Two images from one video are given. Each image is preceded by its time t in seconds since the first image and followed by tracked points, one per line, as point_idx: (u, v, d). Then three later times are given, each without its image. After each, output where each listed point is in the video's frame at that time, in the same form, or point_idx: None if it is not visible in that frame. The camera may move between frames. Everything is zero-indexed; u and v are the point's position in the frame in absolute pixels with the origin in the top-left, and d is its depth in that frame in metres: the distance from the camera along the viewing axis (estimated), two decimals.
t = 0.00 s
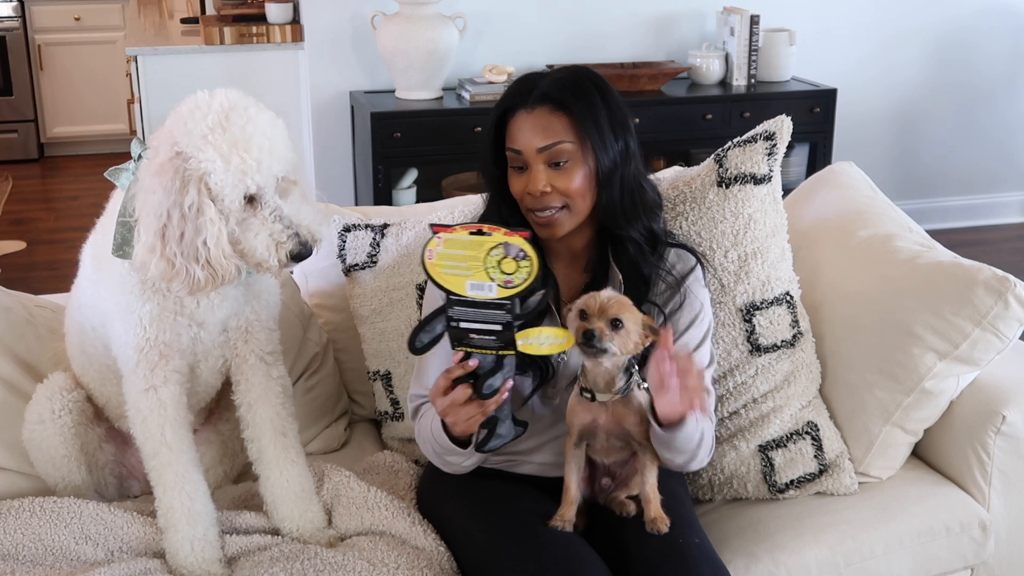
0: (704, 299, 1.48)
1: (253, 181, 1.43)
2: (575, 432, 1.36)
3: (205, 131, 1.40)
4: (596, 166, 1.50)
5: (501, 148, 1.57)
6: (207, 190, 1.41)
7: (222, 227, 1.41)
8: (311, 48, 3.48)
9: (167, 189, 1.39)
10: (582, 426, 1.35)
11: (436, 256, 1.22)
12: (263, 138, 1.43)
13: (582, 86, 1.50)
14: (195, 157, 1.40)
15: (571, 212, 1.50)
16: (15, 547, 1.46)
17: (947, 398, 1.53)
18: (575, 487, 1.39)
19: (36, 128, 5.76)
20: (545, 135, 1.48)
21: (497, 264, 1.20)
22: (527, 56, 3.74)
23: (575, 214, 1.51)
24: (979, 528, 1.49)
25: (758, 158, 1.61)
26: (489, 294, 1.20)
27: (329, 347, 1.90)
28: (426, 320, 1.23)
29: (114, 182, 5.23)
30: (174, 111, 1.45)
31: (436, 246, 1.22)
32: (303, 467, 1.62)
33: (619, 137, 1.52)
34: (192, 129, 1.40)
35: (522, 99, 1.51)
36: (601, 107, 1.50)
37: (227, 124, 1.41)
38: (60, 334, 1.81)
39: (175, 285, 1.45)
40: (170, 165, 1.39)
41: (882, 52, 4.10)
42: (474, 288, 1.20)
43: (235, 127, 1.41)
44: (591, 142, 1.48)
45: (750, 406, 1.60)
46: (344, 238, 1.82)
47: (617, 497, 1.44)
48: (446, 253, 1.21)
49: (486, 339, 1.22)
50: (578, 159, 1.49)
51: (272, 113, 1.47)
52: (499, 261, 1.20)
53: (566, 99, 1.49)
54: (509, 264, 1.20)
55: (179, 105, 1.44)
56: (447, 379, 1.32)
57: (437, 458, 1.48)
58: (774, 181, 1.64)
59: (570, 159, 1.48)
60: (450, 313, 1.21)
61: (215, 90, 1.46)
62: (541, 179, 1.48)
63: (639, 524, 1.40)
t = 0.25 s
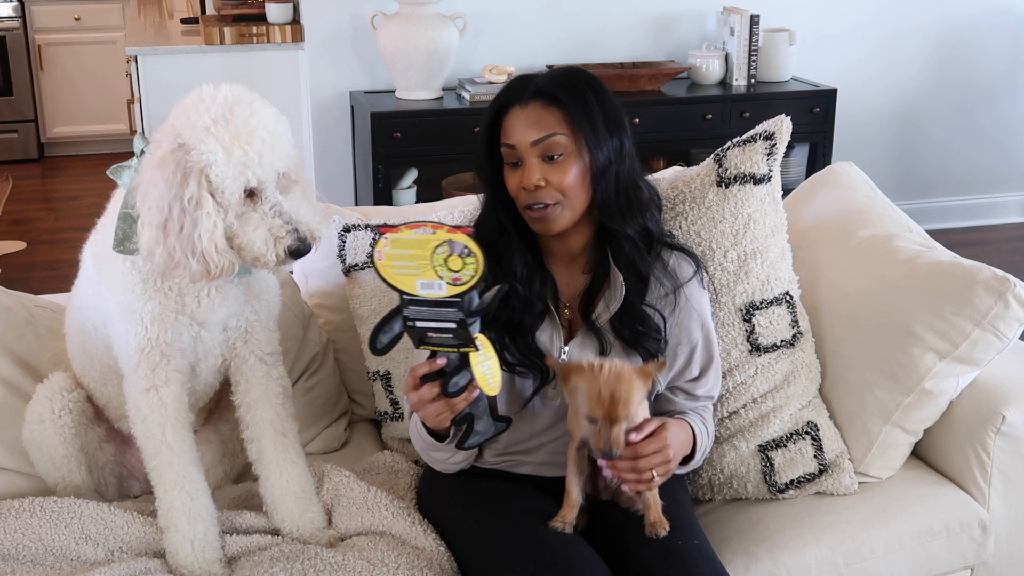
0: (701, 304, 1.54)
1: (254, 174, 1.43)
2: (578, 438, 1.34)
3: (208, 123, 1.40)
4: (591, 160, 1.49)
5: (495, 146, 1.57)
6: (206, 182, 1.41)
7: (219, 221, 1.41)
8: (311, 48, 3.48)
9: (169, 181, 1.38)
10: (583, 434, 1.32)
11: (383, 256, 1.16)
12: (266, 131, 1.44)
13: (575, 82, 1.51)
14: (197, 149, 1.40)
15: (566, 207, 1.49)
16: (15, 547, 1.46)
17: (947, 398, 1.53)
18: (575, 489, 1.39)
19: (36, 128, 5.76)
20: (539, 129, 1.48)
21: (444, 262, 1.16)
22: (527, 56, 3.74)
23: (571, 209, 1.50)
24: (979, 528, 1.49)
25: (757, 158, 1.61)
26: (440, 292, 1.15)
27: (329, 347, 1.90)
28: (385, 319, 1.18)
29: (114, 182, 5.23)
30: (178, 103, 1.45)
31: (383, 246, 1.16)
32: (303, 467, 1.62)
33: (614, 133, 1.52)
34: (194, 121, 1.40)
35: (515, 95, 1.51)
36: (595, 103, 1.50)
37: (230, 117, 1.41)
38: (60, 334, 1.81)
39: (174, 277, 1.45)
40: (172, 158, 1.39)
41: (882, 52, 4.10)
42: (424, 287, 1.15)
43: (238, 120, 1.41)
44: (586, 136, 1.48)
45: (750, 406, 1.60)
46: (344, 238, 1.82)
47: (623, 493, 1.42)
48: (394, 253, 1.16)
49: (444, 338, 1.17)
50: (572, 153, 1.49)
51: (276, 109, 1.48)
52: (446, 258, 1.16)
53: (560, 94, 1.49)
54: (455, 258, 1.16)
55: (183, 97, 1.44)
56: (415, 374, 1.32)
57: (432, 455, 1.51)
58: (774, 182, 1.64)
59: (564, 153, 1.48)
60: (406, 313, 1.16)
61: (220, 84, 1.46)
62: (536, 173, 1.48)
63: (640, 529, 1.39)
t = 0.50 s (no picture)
0: (700, 306, 1.54)
1: (259, 179, 1.43)
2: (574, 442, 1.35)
3: (217, 125, 1.40)
4: (593, 160, 1.50)
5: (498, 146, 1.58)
6: (212, 185, 1.41)
7: (223, 223, 1.41)
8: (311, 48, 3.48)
9: (173, 180, 1.38)
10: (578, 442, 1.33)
11: (360, 256, 1.18)
12: (274, 137, 1.44)
13: (578, 82, 1.51)
14: (205, 150, 1.40)
15: (567, 206, 1.50)
16: (15, 547, 1.46)
17: (947, 398, 1.53)
18: (575, 489, 1.39)
19: (36, 128, 5.76)
20: (541, 129, 1.49)
21: (414, 266, 1.16)
22: (527, 56, 3.74)
23: (572, 209, 1.51)
24: (979, 528, 1.49)
25: (757, 158, 1.61)
26: (411, 295, 1.17)
27: (329, 347, 1.90)
28: (366, 316, 1.23)
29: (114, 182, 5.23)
30: (189, 102, 1.45)
31: (359, 245, 1.17)
32: (303, 467, 1.62)
33: (616, 133, 1.52)
34: (203, 122, 1.41)
35: (519, 94, 1.52)
36: (597, 103, 1.51)
37: (239, 120, 1.41)
38: (60, 334, 1.81)
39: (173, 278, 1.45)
40: (178, 156, 1.39)
41: (882, 52, 4.10)
42: (398, 290, 1.17)
43: (247, 123, 1.41)
44: (588, 136, 1.49)
45: (750, 405, 1.60)
46: (343, 238, 1.83)
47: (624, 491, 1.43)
48: (369, 253, 1.17)
49: (420, 339, 1.21)
50: (574, 152, 1.49)
51: (285, 115, 1.48)
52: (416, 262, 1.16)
53: (562, 94, 1.50)
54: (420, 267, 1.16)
55: (192, 97, 1.44)
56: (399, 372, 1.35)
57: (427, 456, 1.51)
58: (774, 181, 1.64)
59: (567, 152, 1.49)
60: (383, 312, 1.20)
61: (230, 86, 1.46)
62: (537, 173, 1.49)
63: (641, 528, 1.39)
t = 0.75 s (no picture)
0: (700, 307, 1.54)
1: (258, 188, 1.42)
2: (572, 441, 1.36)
3: (220, 132, 1.40)
4: (596, 158, 1.50)
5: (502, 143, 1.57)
6: (210, 192, 1.40)
7: (217, 231, 1.40)
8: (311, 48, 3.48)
9: (172, 185, 1.38)
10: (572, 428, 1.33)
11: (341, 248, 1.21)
12: (277, 148, 1.43)
13: (584, 80, 1.52)
14: (206, 157, 1.40)
15: (570, 204, 1.50)
16: (15, 547, 1.46)
17: (947, 398, 1.53)
18: (575, 489, 1.40)
19: (36, 128, 5.76)
20: (546, 124, 1.49)
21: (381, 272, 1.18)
22: (527, 56, 3.74)
23: (575, 207, 1.50)
24: (979, 528, 1.49)
25: (757, 158, 1.61)
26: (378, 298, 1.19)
27: (329, 347, 1.90)
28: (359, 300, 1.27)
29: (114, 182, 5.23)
30: (196, 105, 1.46)
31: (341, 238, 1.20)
32: (303, 467, 1.62)
33: (620, 134, 1.53)
34: (207, 128, 1.41)
35: (524, 90, 1.52)
36: (602, 102, 1.51)
37: (243, 128, 1.41)
38: (60, 334, 1.81)
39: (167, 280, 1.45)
40: (179, 162, 1.39)
41: (882, 53, 4.10)
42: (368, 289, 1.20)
43: (250, 131, 1.41)
44: (593, 133, 1.49)
45: (750, 406, 1.60)
46: (344, 238, 1.86)
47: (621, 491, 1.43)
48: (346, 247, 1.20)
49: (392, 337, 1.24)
50: (579, 149, 1.50)
51: (291, 125, 1.48)
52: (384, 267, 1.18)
53: (569, 90, 1.50)
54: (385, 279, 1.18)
55: (199, 101, 1.45)
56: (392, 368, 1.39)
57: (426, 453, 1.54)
58: (774, 181, 1.64)
59: (571, 148, 1.49)
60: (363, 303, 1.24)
61: (238, 92, 1.47)
62: (542, 168, 1.49)
63: (641, 528, 1.39)
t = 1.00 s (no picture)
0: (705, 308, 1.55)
1: (248, 185, 1.42)
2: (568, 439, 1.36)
3: (213, 126, 1.40)
4: (608, 153, 1.51)
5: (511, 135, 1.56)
6: (200, 184, 1.41)
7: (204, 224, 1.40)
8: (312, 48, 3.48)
9: (163, 175, 1.39)
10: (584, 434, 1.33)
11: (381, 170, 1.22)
12: (269, 145, 1.43)
13: (597, 76, 1.53)
14: (197, 150, 1.40)
15: (580, 196, 1.49)
16: (15, 547, 1.46)
17: (947, 398, 1.53)
18: (575, 490, 1.39)
19: (36, 128, 5.75)
20: (559, 114, 1.49)
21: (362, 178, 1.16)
22: (527, 56, 3.74)
23: (584, 199, 1.49)
24: (979, 528, 1.49)
25: (758, 158, 1.61)
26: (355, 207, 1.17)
27: (329, 347, 1.90)
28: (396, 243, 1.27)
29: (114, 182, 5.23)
30: (192, 101, 1.46)
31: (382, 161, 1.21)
32: (303, 467, 1.62)
33: (631, 132, 1.53)
34: (202, 122, 1.41)
35: (538, 81, 1.52)
36: (615, 98, 1.52)
37: (236, 123, 1.41)
38: (60, 334, 1.81)
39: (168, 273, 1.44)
40: (172, 153, 1.40)
41: (881, 53, 4.10)
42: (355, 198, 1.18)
43: (242, 127, 1.41)
44: (606, 127, 1.50)
45: (750, 405, 1.60)
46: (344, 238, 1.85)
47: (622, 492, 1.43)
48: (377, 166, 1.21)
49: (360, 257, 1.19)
50: (591, 142, 1.49)
51: (287, 124, 1.48)
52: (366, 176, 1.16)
53: (582, 84, 1.51)
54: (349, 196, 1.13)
55: (196, 97, 1.45)
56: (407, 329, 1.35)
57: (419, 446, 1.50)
58: (774, 182, 1.64)
59: (584, 139, 1.49)
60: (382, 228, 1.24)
61: (236, 90, 1.47)
62: (554, 156, 1.47)
63: (641, 527, 1.39)
